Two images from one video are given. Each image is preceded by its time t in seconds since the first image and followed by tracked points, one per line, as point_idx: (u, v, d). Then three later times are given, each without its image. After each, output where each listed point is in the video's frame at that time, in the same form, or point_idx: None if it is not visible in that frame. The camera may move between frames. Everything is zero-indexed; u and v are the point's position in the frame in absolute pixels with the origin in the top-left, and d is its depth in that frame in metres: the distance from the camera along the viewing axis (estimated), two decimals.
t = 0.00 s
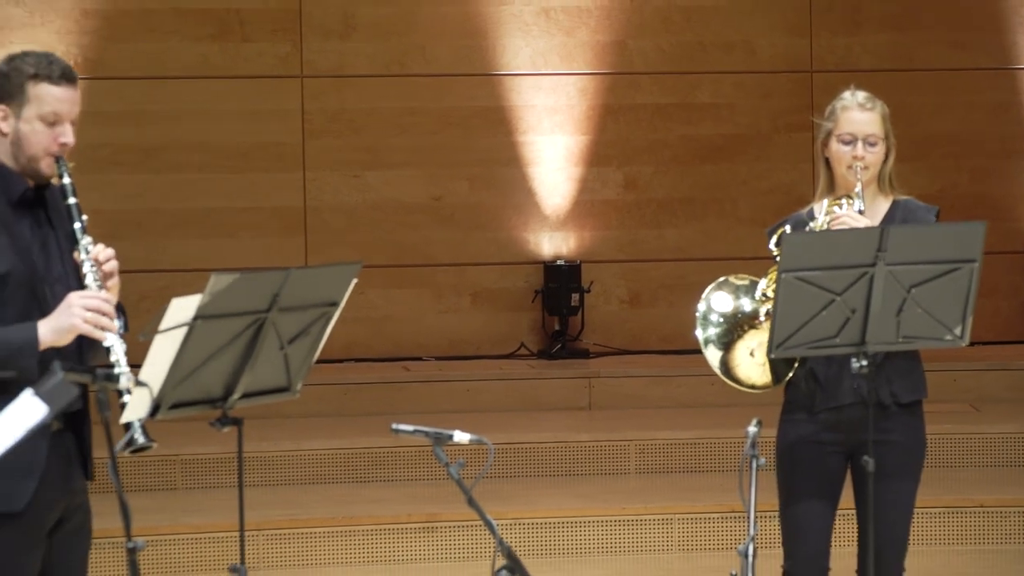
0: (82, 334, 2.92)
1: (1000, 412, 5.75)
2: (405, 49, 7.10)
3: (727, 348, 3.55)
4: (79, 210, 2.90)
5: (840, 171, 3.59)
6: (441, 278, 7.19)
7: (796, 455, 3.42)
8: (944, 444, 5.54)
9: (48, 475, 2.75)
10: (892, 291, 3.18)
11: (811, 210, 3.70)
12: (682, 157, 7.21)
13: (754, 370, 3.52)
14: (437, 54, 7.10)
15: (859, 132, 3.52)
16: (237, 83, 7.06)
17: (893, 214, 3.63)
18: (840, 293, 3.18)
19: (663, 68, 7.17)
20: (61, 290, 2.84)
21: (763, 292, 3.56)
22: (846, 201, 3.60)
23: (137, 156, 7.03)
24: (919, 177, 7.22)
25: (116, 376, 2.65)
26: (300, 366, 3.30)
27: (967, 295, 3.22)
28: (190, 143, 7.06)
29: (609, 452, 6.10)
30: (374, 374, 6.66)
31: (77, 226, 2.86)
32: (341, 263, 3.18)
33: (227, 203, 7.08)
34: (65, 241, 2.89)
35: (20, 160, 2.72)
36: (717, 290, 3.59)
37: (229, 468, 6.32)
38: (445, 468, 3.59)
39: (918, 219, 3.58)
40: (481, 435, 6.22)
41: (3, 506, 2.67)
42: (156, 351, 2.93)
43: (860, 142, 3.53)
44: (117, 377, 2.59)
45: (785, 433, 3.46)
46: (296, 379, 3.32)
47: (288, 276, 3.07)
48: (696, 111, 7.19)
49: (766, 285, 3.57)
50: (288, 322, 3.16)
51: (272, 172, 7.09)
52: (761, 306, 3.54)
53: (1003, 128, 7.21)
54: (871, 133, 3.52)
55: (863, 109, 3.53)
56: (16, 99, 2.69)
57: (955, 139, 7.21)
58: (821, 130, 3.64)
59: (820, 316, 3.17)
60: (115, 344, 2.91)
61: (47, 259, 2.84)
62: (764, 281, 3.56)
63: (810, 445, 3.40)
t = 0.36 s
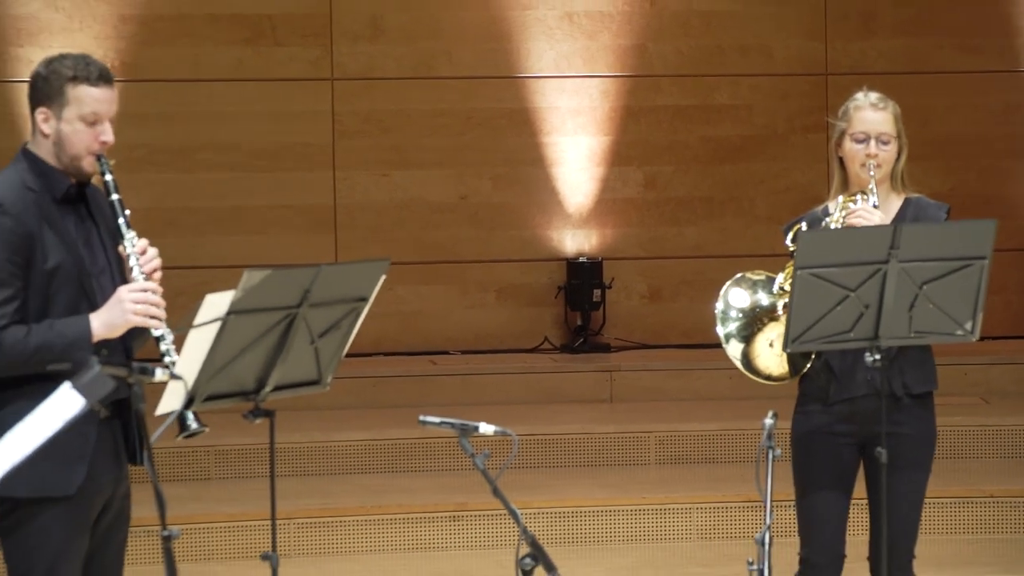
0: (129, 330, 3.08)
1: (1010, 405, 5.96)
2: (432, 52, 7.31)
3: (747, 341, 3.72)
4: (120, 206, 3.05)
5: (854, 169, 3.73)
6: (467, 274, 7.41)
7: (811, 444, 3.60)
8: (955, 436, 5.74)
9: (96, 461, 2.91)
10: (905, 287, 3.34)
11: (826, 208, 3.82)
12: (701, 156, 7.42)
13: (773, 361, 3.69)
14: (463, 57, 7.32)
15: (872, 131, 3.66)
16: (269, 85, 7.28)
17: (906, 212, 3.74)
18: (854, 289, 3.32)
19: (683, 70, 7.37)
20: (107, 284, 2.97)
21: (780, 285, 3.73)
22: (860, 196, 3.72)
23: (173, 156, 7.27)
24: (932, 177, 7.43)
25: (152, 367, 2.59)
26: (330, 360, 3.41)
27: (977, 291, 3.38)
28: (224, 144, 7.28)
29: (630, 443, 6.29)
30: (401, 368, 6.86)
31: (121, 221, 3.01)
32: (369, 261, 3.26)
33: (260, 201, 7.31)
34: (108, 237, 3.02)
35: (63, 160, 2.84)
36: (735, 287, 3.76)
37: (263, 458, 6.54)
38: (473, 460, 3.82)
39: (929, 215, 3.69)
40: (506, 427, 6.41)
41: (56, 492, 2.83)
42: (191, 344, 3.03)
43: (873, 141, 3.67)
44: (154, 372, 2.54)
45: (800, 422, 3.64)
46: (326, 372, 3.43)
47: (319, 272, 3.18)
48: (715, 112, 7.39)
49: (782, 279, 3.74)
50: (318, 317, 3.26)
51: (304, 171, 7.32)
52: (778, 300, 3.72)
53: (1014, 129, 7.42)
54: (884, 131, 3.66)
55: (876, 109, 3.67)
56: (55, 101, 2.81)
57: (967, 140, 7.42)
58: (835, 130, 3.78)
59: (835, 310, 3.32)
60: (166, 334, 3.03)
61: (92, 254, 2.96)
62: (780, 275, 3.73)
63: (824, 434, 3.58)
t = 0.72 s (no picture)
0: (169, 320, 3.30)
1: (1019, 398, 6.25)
2: (461, 55, 7.54)
3: (761, 334, 3.89)
4: (161, 202, 3.35)
5: (865, 166, 3.89)
6: (494, 270, 7.65)
7: (823, 435, 3.79)
8: (966, 427, 6.04)
9: (139, 448, 3.12)
10: (919, 283, 3.51)
11: (838, 205, 4.00)
12: (722, 156, 7.64)
13: (787, 352, 3.86)
14: (491, 59, 7.55)
15: (881, 129, 3.83)
16: (302, 87, 7.50)
17: (916, 208, 3.91)
18: (870, 285, 3.49)
19: (704, 72, 7.59)
20: (145, 276, 3.21)
21: (792, 278, 3.95)
22: (871, 192, 3.88)
23: (209, 156, 7.50)
24: (946, 175, 7.67)
25: (190, 358, 2.46)
26: (361, 352, 3.60)
27: (989, 287, 3.55)
28: (259, 144, 7.51)
29: (651, 434, 6.50)
30: (430, 361, 7.08)
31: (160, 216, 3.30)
32: (399, 258, 3.47)
33: (294, 199, 7.55)
34: (145, 232, 3.25)
35: (104, 158, 3.07)
36: (748, 282, 3.95)
37: (296, 449, 6.78)
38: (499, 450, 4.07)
39: (938, 212, 3.85)
40: (531, 418, 6.61)
41: (102, 476, 3.04)
42: (227, 338, 3.18)
43: (883, 139, 3.84)
44: (192, 363, 2.43)
45: (812, 413, 3.83)
46: (358, 365, 3.62)
47: (352, 270, 3.36)
48: (735, 113, 7.62)
49: (794, 273, 3.95)
50: (351, 311, 3.46)
51: (337, 170, 7.56)
52: (790, 292, 3.93)
53: None
54: (893, 129, 3.83)
55: (884, 108, 3.84)
56: (97, 102, 3.03)
57: (980, 139, 7.67)
58: (846, 129, 3.95)
59: (852, 305, 3.49)
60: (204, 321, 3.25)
61: (131, 249, 3.20)
62: (792, 269, 3.95)
63: (836, 425, 3.77)
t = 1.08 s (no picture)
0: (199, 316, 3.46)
1: None
2: (488, 55, 7.78)
3: (760, 324, 4.11)
4: (192, 199, 3.39)
5: (869, 164, 4.08)
6: (520, 265, 7.88)
7: (824, 423, 4.01)
8: (981, 417, 6.30)
9: (171, 438, 3.31)
10: (933, 277, 3.67)
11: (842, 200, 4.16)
12: (741, 153, 7.89)
13: (785, 344, 4.10)
14: (517, 60, 7.79)
15: (884, 128, 4.00)
16: (334, 86, 7.74)
17: (919, 204, 4.11)
18: (886, 279, 3.67)
19: (724, 73, 7.84)
20: (179, 270, 3.39)
21: (791, 271, 4.09)
22: (871, 188, 4.09)
23: (243, 153, 7.72)
24: (959, 172, 7.92)
25: (225, 350, 2.71)
26: (391, 344, 3.79)
27: (1002, 281, 3.70)
28: (291, 141, 7.74)
29: (672, 423, 6.71)
30: (458, 352, 7.31)
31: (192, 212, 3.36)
32: (427, 253, 3.64)
33: (325, 195, 7.78)
34: (182, 228, 3.44)
35: (140, 156, 3.26)
36: (750, 272, 4.16)
37: (327, 438, 7.02)
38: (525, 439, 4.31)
39: (939, 209, 4.05)
40: (556, 408, 6.82)
41: (135, 465, 3.23)
42: (260, 330, 3.38)
43: (886, 137, 4.02)
44: (226, 355, 2.65)
45: (815, 403, 4.04)
46: (387, 356, 3.81)
47: (382, 264, 3.54)
48: (754, 111, 7.86)
49: (793, 265, 4.09)
50: (381, 304, 3.64)
51: (367, 167, 7.79)
52: (788, 284, 4.08)
53: None
54: (896, 128, 4.00)
55: (888, 108, 4.01)
56: (134, 102, 3.22)
57: (992, 138, 7.92)
58: (853, 127, 4.13)
59: (867, 298, 3.67)
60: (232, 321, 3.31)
61: (166, 244, 3.39)
62: (791, 262, 4.09)
63: (838, 414, 3.99)
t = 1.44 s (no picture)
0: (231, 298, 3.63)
1: None
2: (513, 55, 8.02)
3: (771, 318, 4.31)
4: (222, 188, 3.52)
5: (876, 162, 4.27)
6: (544, 258, 8.11)
7: (832, 413, 4.23)
8: (993, 406, 6.55)
9: (201, 425, 3.50)
10: (946, 271, 3.86)
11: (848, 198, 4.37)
12: (760, 150, 8.12)
13: (793, 338, 4.28)
14: (542, 59, 8.02)
15: (892, 128, 4.20)
16: (364, 86, 7.98)
17: (922, 202, 4.31)
18: (900, 272, 3.84)
19: (743, 72, 8.08)
20: (210, 261, 3.59)
21: (803, 268, 4.29)
22: (878, 186, 4.27)
23: (275, 151, 7.96)
24: (972, 169, 8.15)
25: (257, 342, 3.02)
26: (418, 336, 3.99)
27: (1012, 274, 3.90)
28: (322, 139, 7.99)
29: (692, 412, 6.93)
30: (484, 343, 7.54)
31: (222, 202, 3.52)
32: (454, 246, 3.81)
33: (354, 191, 8.02)
34: (213, 219, 3.63)
35: (172, 150, 3.47)
36: (763, 268, 4.37)
37: (356, 426, 7.26)
38: (549, 426, 4.55)
39: (943, 206, 4.25)
40: (580, 397, 7.05)
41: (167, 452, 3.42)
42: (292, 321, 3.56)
43: (893, 137, 4.21)
44: (258, 346, 2.96)
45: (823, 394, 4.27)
46: (415, 347, 4.01)
47: (411, 258, 3.72)
48: (772, 109, 8.10)
49: (806, 262, 4.30)
50: (409, 295, 3.82)
51: (395, 163, 8.03)
52: (801, 281, 4.28)
53: None
54: (903, 128, 4.20)
55: (896, 107, 4.21)
56: (165, 97, 3.42)
57: (1004, 135, 8.15)
58: (859, 125, 4.33)
59: (882, 291, 3.85)
60: (261, 303, 3.48)
61: (198, 236, 3.59)
62: (804, 259, 4.29)
63: (844, 404, 4.21)
